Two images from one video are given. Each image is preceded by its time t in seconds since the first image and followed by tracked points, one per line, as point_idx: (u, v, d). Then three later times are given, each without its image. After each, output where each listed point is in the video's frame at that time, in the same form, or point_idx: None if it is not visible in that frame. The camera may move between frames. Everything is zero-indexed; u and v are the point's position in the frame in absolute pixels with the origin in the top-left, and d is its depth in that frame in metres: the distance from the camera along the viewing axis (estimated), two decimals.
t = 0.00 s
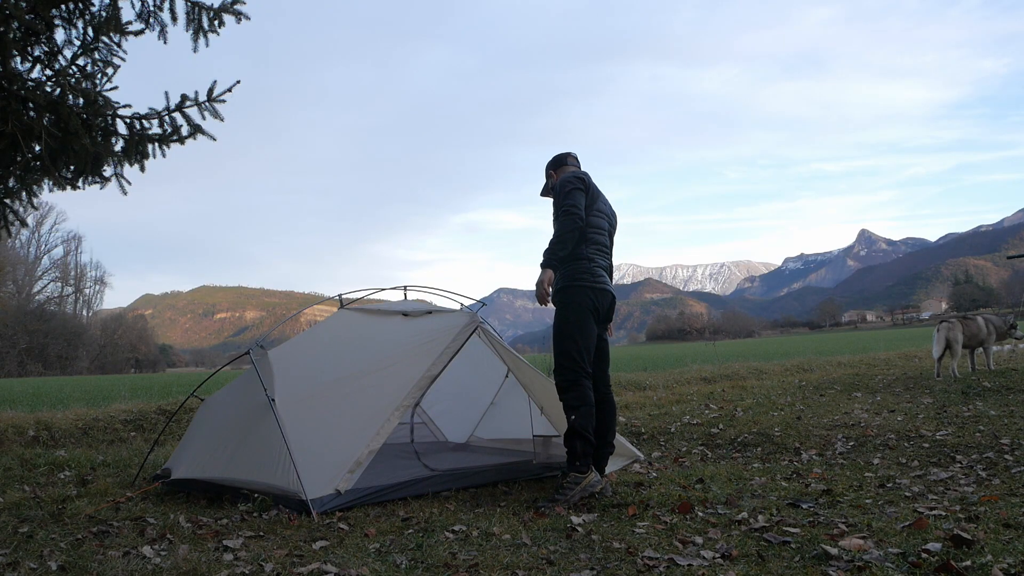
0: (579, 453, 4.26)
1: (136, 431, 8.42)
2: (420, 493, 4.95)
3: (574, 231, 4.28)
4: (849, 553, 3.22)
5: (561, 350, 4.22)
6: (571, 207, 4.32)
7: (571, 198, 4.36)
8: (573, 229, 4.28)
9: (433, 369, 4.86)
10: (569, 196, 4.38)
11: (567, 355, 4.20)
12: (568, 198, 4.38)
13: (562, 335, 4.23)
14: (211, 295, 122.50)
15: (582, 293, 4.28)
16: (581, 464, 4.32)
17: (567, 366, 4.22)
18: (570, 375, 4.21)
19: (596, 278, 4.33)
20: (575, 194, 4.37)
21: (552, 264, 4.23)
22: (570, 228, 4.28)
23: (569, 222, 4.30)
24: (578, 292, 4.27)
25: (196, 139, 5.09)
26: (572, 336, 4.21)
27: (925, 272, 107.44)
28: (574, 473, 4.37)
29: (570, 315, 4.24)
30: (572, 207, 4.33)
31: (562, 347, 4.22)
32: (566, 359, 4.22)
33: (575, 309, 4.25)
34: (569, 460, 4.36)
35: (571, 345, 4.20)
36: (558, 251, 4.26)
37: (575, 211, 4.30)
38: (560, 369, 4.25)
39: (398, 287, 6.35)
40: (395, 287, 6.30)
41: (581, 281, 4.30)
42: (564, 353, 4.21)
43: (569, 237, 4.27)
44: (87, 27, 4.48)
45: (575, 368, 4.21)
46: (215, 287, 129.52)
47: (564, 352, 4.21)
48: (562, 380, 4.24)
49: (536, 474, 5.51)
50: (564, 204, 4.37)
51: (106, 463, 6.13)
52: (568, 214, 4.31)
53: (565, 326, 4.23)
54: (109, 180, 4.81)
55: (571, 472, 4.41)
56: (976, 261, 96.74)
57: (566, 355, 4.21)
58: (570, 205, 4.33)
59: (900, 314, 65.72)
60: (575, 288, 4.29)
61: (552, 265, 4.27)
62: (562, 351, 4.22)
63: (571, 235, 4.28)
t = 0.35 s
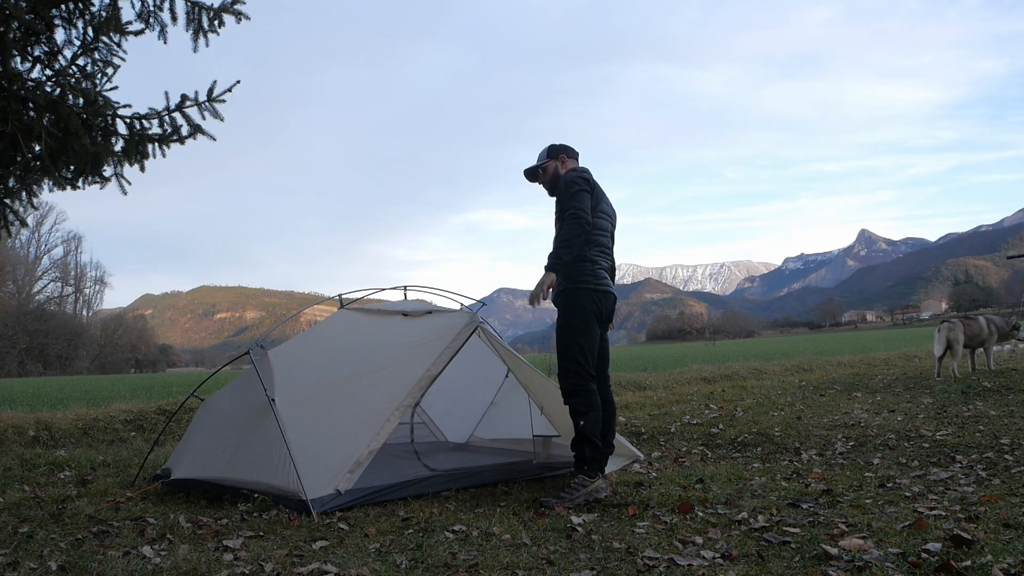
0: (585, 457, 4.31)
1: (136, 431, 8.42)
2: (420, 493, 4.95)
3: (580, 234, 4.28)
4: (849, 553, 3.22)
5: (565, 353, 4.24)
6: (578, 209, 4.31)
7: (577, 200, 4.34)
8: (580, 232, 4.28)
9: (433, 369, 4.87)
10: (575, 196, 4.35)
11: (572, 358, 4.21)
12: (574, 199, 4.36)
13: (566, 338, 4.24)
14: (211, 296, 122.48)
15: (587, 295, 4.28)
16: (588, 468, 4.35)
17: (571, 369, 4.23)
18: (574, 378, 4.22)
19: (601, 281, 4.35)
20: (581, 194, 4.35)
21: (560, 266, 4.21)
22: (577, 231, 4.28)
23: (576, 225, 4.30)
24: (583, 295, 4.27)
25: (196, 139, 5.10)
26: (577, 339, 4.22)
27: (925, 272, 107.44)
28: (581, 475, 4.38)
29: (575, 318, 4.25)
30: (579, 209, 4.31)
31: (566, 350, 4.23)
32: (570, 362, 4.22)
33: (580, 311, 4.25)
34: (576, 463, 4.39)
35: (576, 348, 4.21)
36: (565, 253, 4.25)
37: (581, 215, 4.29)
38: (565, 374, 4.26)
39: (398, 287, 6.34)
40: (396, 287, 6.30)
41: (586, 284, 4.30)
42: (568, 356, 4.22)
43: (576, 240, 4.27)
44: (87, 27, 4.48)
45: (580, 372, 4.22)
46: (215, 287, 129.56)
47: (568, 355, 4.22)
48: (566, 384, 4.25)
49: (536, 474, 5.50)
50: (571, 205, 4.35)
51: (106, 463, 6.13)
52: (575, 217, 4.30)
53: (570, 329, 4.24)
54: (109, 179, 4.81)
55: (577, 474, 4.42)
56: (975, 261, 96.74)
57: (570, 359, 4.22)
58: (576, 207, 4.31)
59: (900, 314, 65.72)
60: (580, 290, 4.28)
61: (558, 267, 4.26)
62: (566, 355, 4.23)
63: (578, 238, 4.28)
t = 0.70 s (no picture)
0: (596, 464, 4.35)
1: (136, 431, 8.42)
2: (420, 493, 4.95)
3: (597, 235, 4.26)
4: (849, 553, 3.22)
5: (575, 355, 4.24)
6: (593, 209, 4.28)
7: (597, 201, 4.30)
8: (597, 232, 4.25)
9: (433, 370, 4.87)
10: (588, 193, 4.32)
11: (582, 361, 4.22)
12: (587, 196, 4.33)
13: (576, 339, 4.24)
14: (211, 296, 122.47)
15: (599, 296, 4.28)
16: (599, 476, 4.38)
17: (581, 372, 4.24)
18: (586, 382, 4.24)
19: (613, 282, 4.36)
20: (594, 191, 4.31)
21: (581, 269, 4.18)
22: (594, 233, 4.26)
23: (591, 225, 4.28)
24: (596, 295, 4.26)
25: (196, 139, 5.10)
26: (588, 341, 4.22)
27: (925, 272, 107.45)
28: (590, 481, 4.39)
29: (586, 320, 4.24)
30: (593, 209, 4.29)
31: (576, 351, 4.24)
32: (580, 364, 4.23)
33: (592, 313, 4.25)
34: (585, 471, 4.41)
35: (587, 350, 4.22)
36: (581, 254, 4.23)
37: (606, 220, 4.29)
38: (575, 379, 4.28)
39: (398, 287, 6.33)
40: (396, 287, 6.30)
41: (599, 285, 4.29)
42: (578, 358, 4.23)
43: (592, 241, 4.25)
44: (87, 27, 4.48)
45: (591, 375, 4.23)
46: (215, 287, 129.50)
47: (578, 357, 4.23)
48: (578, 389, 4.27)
49: (536, 474, 5.50)
50: (584, 203, 4.32)
51: (106, 463, 6.13)
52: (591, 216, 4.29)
53: (581, 330, 4.24)
54: (109, 179, 4.81)
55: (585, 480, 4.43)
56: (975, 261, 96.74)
57: (581, 363, 4.23)
58: (601, 212, 4.29)
59: (900, 314, 65.72)
60: (592, 290, 4.27)
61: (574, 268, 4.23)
62: (576, 357, 4.24)
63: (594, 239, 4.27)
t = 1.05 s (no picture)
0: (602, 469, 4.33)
1: (135, 431, 8.42)
2: (420, 493, 4.95)
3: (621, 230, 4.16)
4: (849, 553, 3.22)
5: (591, 357, 4.21)
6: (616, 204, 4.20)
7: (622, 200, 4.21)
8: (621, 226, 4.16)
9: (433, 370, 4.87)
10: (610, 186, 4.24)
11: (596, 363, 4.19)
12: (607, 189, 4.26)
13: (593, 340, 4.20)
14: (211, 295, 122.46)
15: (614, 296, 4.27)
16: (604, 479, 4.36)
17: (597, 374, 4.20)
18: (599, 387, 4.21)
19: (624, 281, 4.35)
20: (615, 185, 4.24)
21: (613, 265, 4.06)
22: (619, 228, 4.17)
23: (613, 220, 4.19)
24: (611, 295, 4.25)
25: (196, 139, 5.10)
26: (605, 342, 4.21)
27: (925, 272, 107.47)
28: (593, 485, 4.37)
29: (603, 321, 4.22)
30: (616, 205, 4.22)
31: (591, 354, 4.21)
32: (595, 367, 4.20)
33: (608, 314, 4.23)
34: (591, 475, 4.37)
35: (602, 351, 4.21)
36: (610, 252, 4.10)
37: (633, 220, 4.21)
38: (588, 384, 4.23)
39: (398, 287, 6.33)
40: (396, 287, 6.30)
41: (614, 284, 4.27)
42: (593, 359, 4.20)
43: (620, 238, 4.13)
44: (87, 27, 4.48)
45: (605, 378, 4.22)
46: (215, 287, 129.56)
47: (594, 360, 4.20)
48: (590, 394, 4.20)
49: (536, 474, 5.49)
50: (605, 197, 4.23)
51: (106, 463, 6.13)
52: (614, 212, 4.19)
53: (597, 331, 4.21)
54: (109, 179, 4.81)
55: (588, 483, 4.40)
56: (975, 261, 96.76)
57: (595, 367, 4.20)
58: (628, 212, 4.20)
59: (900, 314, 65.74)
60: (608, 288, 4.25)
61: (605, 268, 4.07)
62: (591, 359, 4.20)
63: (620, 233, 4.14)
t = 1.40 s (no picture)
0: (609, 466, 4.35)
1: (136, 431, 8.42)
2: (420, 492, 4.95)
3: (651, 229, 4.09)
4: (849, 553, 3.22)
5: (612, 356, 4.19)
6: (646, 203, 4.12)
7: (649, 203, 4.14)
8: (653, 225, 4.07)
9: (433, 369, 4.87)
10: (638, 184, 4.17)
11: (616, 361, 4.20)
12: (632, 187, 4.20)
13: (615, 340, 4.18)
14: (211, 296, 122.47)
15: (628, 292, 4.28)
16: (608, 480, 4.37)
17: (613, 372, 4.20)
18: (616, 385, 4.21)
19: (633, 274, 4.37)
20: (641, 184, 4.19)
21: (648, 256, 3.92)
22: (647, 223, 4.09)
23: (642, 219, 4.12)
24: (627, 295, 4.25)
25: (196, 139, 5.10)
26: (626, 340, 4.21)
27: (925, 272, 107.49)
28: (596, 486, 4.37)
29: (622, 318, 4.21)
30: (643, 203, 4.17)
31: (611, 352, 4.19)
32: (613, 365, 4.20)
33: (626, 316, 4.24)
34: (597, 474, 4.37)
35: (621, 349, 4.20)
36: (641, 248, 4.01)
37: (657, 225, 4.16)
38: (605, 381, 4.21)
39: (398, 287, 6.33)
40: (396, 287, 6.31)
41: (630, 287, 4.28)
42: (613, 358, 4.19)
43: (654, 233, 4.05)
44: (87, 27, 4.48)
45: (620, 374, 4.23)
46: (215, 287, 129.57)
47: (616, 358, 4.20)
48: (606, 391, 4.21)
49: (536, 474, 5.50)
50: (637, 195, 4.13)
51: (106, 463, 6.13)
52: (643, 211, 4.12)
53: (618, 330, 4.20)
54: (109, 179, 4.81)
55: (592, 482, 4.40)
56: (975, 261, 96.77)
57: (612, 364, 4.20)
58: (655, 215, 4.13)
59: (900, 314, 65.76)
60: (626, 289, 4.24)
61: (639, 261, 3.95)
62: (611, 358, 4.19)
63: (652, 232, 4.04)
